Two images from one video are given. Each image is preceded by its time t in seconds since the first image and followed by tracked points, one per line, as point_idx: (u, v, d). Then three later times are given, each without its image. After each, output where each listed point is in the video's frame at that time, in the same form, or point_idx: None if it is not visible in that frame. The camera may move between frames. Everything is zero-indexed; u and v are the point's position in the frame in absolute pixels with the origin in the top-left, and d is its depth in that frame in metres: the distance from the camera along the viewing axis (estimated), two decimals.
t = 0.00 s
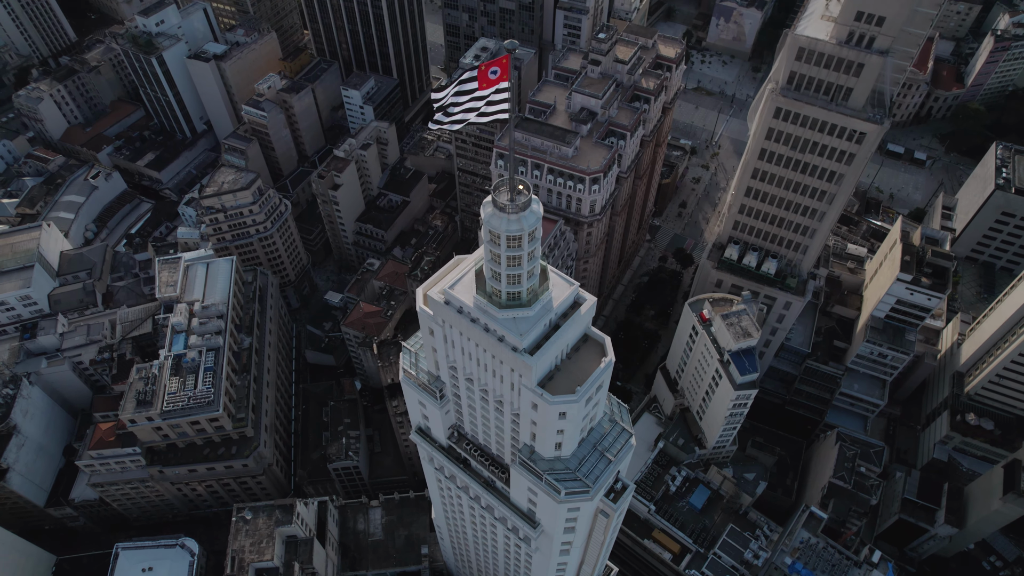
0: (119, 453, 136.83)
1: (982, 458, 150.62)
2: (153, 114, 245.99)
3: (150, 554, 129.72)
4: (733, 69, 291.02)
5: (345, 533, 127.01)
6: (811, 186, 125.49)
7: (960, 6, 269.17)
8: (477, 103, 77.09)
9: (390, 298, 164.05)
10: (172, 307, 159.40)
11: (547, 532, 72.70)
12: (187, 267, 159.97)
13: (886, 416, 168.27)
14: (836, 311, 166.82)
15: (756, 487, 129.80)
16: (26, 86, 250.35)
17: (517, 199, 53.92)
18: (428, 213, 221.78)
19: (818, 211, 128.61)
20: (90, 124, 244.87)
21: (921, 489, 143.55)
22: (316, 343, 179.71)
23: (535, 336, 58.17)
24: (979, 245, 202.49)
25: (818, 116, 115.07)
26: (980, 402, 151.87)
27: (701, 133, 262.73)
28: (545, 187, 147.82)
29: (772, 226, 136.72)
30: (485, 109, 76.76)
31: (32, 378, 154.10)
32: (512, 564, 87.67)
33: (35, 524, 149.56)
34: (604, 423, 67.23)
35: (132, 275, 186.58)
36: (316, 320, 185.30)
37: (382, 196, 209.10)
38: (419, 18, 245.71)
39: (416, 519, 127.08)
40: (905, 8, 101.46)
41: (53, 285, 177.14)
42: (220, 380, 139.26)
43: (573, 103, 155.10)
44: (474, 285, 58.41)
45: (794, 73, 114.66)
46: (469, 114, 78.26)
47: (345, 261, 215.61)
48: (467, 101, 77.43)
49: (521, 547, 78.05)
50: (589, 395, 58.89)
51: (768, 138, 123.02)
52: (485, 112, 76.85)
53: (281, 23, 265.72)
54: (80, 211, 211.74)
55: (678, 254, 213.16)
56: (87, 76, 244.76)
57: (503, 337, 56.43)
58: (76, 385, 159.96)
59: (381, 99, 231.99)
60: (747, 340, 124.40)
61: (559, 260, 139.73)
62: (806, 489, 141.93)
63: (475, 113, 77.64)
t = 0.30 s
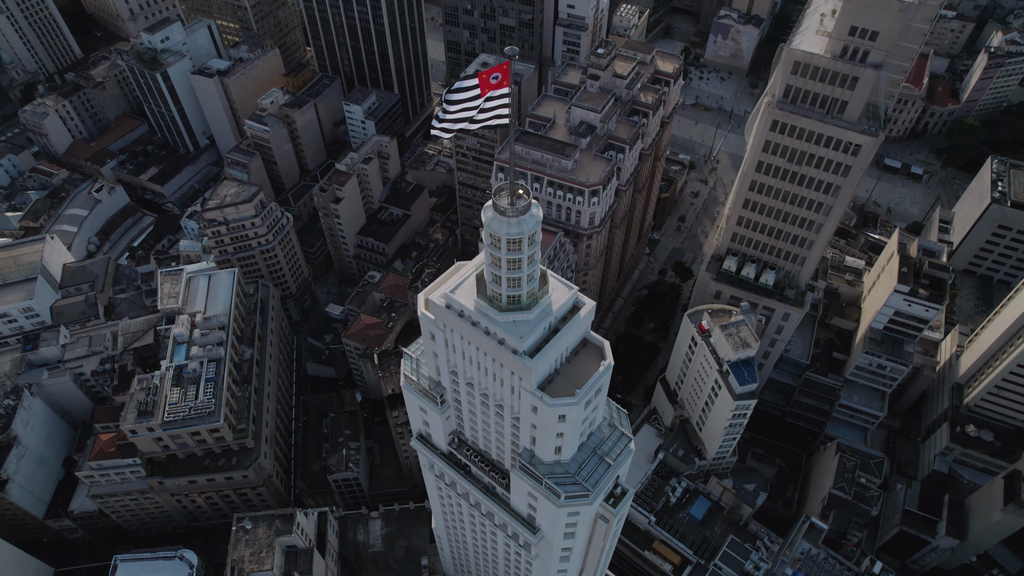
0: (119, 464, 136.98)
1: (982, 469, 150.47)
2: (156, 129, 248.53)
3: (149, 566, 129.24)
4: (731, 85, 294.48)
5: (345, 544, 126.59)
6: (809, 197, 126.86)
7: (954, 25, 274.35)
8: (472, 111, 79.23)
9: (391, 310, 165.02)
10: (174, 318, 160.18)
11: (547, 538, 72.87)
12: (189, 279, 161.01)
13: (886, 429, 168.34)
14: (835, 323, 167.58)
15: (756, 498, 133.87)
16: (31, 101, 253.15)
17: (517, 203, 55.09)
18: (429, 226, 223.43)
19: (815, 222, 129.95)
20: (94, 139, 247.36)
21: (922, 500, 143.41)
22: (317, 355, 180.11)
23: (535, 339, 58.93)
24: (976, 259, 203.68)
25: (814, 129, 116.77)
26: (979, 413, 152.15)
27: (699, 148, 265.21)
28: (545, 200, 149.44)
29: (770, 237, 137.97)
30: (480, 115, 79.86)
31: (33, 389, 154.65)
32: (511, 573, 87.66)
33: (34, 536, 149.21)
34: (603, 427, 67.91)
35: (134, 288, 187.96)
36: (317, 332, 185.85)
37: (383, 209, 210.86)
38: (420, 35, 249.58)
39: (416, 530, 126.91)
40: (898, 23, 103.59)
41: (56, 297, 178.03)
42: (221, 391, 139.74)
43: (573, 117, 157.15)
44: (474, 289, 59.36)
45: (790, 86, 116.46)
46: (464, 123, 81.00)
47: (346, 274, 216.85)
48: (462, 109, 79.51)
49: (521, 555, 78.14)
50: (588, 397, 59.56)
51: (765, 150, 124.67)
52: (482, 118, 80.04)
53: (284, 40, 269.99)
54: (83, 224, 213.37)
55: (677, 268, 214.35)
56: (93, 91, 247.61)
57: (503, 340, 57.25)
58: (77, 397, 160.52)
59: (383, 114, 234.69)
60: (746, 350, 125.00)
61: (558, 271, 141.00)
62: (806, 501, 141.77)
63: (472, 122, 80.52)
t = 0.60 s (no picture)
0: (120, 474, 137.06)
1: (983, 480, 150.33)
2: (160, 143, 250.98)
3: None
4: (729, 100, 297.69)
5: (344, 554, 126.22)
6: (806, 208, 128.26)
7: (948, 41, 278.13)
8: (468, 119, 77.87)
9: (391, 321, 165.78)
10: (175, 329, 160.82)
11: (547, 543, 73.11)
12: (191, 290, 161.85)
13: (886, 440, 168.33)
14: (834, 334, 168.31)
15: (757, 508, 132.72)
16: (36, 116, 255.78)
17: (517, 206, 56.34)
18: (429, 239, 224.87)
19: (813, 233, 131.21)
20: (98, 153, 249.72)
21: (923, 511, 143.19)
22: (317, 366, 180.35)
23: (535, 341, 59.84)
24: (974, 271, 204.75)
25: (810, 141, 118.44)
26: (979, 424, 152.32)
27: (698, 162, 267.45)
28: (545, 211, 150.80)
29: (768, 248, 139.12)
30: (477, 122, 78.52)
31: (34, 400, 155.23)
32: None
33: (32, 548, 148.83)
34: (602, 431, 68.55)
35: (136, 299, 188.92)
36: (318, 343, 186.31)
37: (384, 222, 212.36)
38: (421, 51, 252.79)
39: (416, 541, 126.78)
40: (891, 36, 105.68)
41: (58, 309, 178.89)
42: (222, 401, 140.14)
43: (572, 130, 159.17)
44: (475, 293, 60.40)
45: (786, 99, 118.34)
46: (455, 131, 79.34)
47: (347, 286, 217.95)
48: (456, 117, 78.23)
49: (521, 560, 78.51)
50: (588, 400, 60.47)
51: (762, 162, 126.29)
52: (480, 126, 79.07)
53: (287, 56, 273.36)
54: (86, 237, 214.85)
55: (677, 280, 215.37)
56: (97, 106, 250.32)
57: (504, 342, 58.17)
58: (78, 407, 161.26)
59: (384, 128, 237.08)
60: (745, 360, 125.57)
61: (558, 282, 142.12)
62: (807, 511, 141.65)
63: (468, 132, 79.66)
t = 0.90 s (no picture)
0: (120, 483, 137.08)
1: (983, 489, 150.26)
2: (162, 155, 253.10)
3: None
4: (727, 113, 300.37)
5: (344, 563, 125.88)
6: (803, 218, 129.45)
7: (943, 55, 281.19)
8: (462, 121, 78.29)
9: (392, 331, 166.42)
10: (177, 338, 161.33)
11: (547, 547, 73.45)
12: (192, 300, 162.63)
13: (886, 450, 168.36)
14: (833, 343, 168.97)
15: (757, 516, 130.84)
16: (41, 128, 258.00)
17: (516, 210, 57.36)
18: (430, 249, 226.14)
19: (811, 242, 132.34)
20: (101, 165, 251.81)
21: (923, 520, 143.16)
22: (318, 376, 180.48)
23: (534, 344, 60.67)
24: (972, 281, 205.59)
25: (807, 150, 119.86)
26: (978, 433, 152.53)
27: (697, 174, 269.28)
28: (546, 221, 152.05)
29: (767, 258, 140.15)
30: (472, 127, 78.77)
31: (35, 409, 155.40)
32: None
33: (31, 557, 148.46)
34: (601, 434, 69.20)
35: (137, 309, 189.70)
36: (319, 353, 186.68)
37: (385, 233, 213.60)
38: (422, 64, 255.59)
39: (417, 550, 126.74)
40: (885, 48, 107.42)
41: (60, 318, 179.58)
42: (223, 409, 140.54)
43: (571, 141, 160.85)
44: (476, 296, 61.32)
45: (783, 109, 119.88)
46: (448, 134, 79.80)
47: (348, 296, 218.92)
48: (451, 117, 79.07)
49: (521, 566, 78.76)
50: (587, 402, 61.22)
51: (759, 172, 127.68)
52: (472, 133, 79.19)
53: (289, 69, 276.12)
54: (89, 247, 215.98)
55: (676, 291, 216.27)
56: (101, 118, 252.52)
57: (504, 344, 59.03)
58: (79, 416, 161.48)
59: (385, 140, 239.00)
60: (744, 368, 126.09)
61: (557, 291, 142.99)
62: (807, 520, 141.41)
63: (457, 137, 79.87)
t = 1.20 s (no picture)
0: (120, 493, 137.09)
1: (983, 500, 150.07)
2: (166, 168, 255.49)
3: None
4: (725, 127, 303.20)
5: (344, 573, 125.46)
6: (801, 228, 130.72)
7: (939, 69, 284.35)
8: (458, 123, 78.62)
9: (392, 341, 167.20)
10: (178, 348, 162.11)
11: (547, 552, 73.77)
12: (194, 310, 163.45)
13: (887, 461, 168.22)
14: (832, 354, 169.51)
15: (757, 526, 132.07)
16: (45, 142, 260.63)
17: (517, 213, 58.45)
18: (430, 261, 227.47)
19: (808, 252, 133.49)
20: (105, 177, 254.05)
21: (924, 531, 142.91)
22: (318, 387, 180.69)
23: (534, 346, 61.55)
24: (970, 293, 206.47)
25: (804, 161, 121.45)
26: (978, 443, 152.54)
27: (696, 188, 271.29)
28: (546, 233, 153.38)
29: (765, 268, 141.27)
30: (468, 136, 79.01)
31: (36, 419, 155.76)
32: None
33: (29, 569, 148.03)
34: (600, 438, 69.97)
35: (139, 320, 190.55)
36: (319, 364, 186.98)
37: (386, 245, 214.85)
38: (423, 79, 259.05)
39: (417, 560, 126.54)
40: (879, 61, 109.39)
41: (62, 329, 180.40)
42: (224, 419, 140.93)
43: (571, 154, 162.61)
44: (476, 299, 62.29)
45: (780, 121, 121.59)
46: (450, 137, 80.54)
47: (349, 308, 219.82)
48: (450, 124, 80.56)
49: (521, 572, 79.03)
50: (586, 404, 62.01)
51: (757, 183, 129.20)
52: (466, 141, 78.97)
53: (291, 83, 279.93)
54: (91, 259, 217.34)
55: (675, 303, 217.26)
56: (105, 132, 255.15)
57: (505, 347, 59.95)
58: (80, 427, 161.79)
59: (386, 153, 241.34)
60: (743, 377, 126.62)
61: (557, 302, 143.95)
62: (807, 531, 141.10)
63: (450, 144, 79.60)
